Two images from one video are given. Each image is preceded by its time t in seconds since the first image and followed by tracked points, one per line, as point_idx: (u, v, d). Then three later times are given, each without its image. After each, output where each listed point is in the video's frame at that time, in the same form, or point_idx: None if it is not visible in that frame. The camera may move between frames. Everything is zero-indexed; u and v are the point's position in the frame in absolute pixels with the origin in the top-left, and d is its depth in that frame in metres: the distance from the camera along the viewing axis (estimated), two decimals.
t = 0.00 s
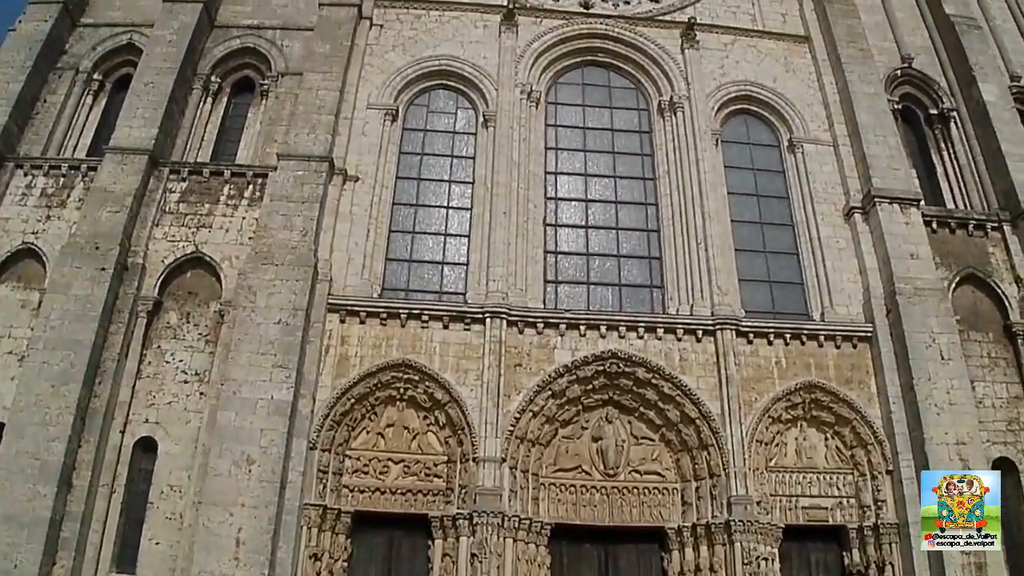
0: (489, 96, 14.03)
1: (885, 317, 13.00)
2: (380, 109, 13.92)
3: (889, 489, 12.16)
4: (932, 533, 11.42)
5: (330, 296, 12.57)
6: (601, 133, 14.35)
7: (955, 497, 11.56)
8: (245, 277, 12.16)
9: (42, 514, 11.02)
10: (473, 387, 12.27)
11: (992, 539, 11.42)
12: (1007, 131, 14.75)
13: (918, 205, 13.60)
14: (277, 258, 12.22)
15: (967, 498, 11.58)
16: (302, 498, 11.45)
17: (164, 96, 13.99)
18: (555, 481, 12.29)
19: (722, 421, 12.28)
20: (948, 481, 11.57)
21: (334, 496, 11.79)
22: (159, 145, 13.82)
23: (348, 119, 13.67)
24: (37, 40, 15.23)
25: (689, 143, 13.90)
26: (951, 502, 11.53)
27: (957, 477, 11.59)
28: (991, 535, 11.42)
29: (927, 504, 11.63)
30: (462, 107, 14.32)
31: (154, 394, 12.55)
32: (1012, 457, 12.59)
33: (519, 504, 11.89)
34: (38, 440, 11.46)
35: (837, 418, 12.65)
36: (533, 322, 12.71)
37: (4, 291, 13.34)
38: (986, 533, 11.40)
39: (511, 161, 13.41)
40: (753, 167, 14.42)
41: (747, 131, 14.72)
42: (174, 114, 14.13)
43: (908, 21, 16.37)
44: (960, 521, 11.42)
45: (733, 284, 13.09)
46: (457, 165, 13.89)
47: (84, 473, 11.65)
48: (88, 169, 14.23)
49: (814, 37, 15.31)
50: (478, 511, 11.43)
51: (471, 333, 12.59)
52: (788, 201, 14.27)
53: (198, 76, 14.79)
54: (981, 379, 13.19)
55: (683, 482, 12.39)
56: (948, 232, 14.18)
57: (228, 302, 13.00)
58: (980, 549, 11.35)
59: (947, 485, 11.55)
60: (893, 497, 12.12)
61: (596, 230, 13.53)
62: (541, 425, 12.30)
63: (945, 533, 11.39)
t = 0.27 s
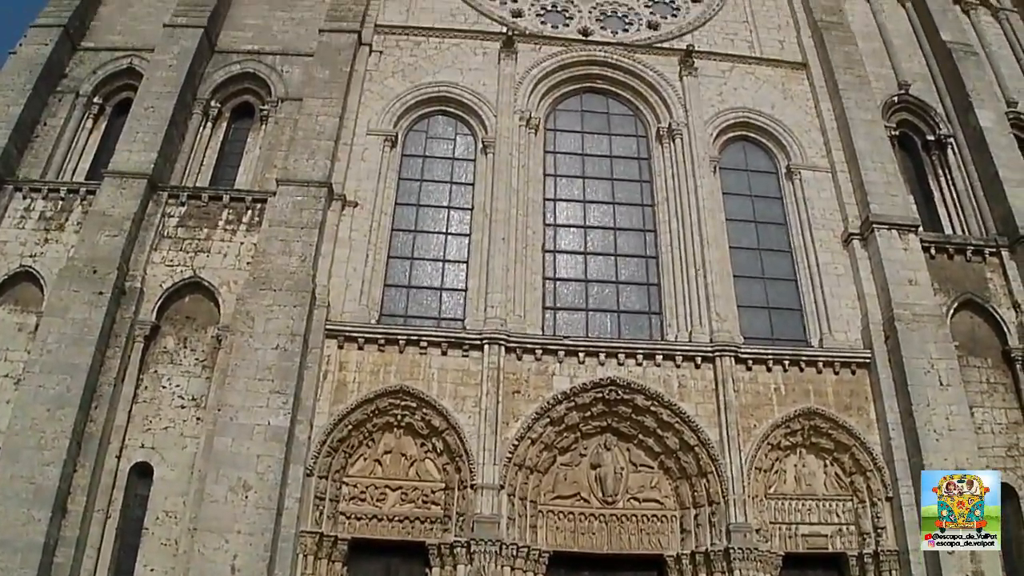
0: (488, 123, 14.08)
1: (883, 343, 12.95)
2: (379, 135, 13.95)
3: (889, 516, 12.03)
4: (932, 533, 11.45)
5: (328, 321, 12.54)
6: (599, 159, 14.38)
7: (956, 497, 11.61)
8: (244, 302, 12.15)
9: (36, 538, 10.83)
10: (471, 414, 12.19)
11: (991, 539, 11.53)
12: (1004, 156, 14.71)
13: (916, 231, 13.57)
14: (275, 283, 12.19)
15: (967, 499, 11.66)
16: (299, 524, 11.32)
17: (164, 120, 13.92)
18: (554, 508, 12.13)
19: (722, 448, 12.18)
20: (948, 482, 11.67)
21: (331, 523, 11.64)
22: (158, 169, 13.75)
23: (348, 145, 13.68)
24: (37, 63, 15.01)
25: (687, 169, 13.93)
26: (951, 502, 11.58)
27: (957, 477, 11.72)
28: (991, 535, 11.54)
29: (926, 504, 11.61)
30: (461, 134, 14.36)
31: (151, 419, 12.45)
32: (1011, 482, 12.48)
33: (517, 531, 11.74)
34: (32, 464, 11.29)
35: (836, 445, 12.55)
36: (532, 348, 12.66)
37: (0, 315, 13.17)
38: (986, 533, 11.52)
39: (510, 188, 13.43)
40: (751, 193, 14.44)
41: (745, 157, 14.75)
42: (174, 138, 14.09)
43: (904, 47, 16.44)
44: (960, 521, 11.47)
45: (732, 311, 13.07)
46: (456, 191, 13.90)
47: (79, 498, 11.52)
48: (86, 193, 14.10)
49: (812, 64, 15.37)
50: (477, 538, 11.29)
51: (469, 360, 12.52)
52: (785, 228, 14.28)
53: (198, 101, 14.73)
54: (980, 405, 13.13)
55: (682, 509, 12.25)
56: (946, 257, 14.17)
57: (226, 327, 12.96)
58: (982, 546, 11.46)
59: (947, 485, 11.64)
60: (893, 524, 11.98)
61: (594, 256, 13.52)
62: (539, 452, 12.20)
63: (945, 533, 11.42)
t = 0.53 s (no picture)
0: (486, 148, 14.10)
1: (882, 368, 12.82)
2: (377, 160, 13.95)
3: (889, 542, 11.78)
4: (932, 533, 11.35)
5: (325, 346, 12.46)
6: (597, 185, 14.39)
7: (955, 497, 11.59)
8: (241, 326, 12.03)
9: (31, 562, 10.71)
10: (468, 440, 12.03)
11: (991, 539, 11.49)
12: (1002, 180, 14.68)
13: (915, 255, 13.49)
14: (272, 307, 12.13)
15: (966, 499, 11.63)
16: (294, 550, 11.12)
17: (163, 144, 13.93)
18: (551, 534, 11.87)
19: (720, 474, 11.98)
20: (948, 481, 11.63)
21: (327, 548, 11.43)
22: (156, 193, 13.71)
23: (346, 170, 13.67)
24: (38, 86, 14.94)
25: (685, 195, 13.93)
26: (950, 502, 11.53)
27: (957, 477, 11.70)
28: (990, 535, 11.50)
29: (927, 504, 11.51)
30: (459, 159, 14.38)
31: (147, 443, 12.35)
32: (1011, 507, 12.33)
33: (513, 558, 11.50)
34: (29, 487, 11.18)
35: (834, 470, 12.34)
36: (529, 374, 12.57)
37: None
38: (985, 533, 11.49)
39: (508, 213, 13.43)
40: (748, 219, 14.43)
41: (742, 183, 14.76)
42: (173, 162, 14.08)
43: (901, 72, 16.48)
44: (959, 521, 11.42)
45: (730, 337, 13.02)
46: (454, 217, 13.90)
47: (75, 521, 11.38)
48: (84, 216, 13.99)
49: (809, 89, 15.39)
50: (473, 565, 11.06)
51: (466, 386, 12.42)
52: (783, 253, 14.26)
53: (197, 125, 14.75)
54: (979, 430, 12.97)
55: (680, 535, 11.98)
56: (944, 282, 14.04)
57: (223, 351, 12.91)
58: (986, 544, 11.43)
59: (947, 484, 11.60)
60: (893, 550, 11.73)
61: (591, 281, 13.49)
62: (536, 478, 12.01)
63: (945, 533, 11.35)
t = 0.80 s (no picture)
0: (486, 168, 14.12)
1: (882, 387, 12.77)
2: (378, 178, 13.97)
3: (889, 561, 11.70)
4: (932, 533, 11.36)
5: (324, 365, 12.40)
6: (597, 204, 14.41)
7: (956, 497, 11.62)
8: (240, 345, 11.97)
9: None
10: (468, 459, 11.96)
11: (990, 539, 11.55)
12: (1001, 198, 14.70)
13: (915, 274, 13.46)
14: (271, 325, 12.07)
15: (967, 499, 11.65)
16: (292, 570, 11.00)
17: (164, 161, 13.91)
18: (551, 554, 11.74)
19: (721, 493, 11.90)
20: (948, 482, 11.65)
21: (325, 568, 11.30)
22: (156, 211, 13.69)
23: (346, 188, 13.68)
24: (39, 103, 14.91)
25: (685, 215, 13.94)
26: (951, 502, 11.55)
27: (957, 477, 11.72)
28: (990, 535, 11.56)
29: (927, 504, 11.52)
30: (459, 178, 14.41)
31: (145, 460, 12.29)
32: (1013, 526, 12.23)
33: None
34: (27, 504, 11.09)
35: (835, 490, 12.27)
36: (529, 393, 12.53)
37: None
38: (985, 533, 11.54)
39: (508, 232, 13.44)
40: (748, 238, 14.44)
41: (742, 202, 14.78)
42: (173, 179, 14.07)
43: (901, 91, 16.54)
44: (960, 521, 11.45)
45: (731, 356, 13.00)
46: (454, 236, 13.91)
47: (72, 539, 11.31)
48: (85, 233, 13.95)
49: (809, 109, 15.44)
50: None
51: (465, 405, 12.36)
52: (783, 272, 14.26)
53: (198, 142, 14.75)
54: (980, 449, 12.90)
55: (680, 555, 11.86)
56: (944, 301, 14.00)
57: (222, 369, 12.87)
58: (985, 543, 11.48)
59: (947, 484, 11.62)
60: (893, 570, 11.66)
61: (591, 300, 13.50)
62: (535, 497, 11.92)
63: (945, 533, 11.37)
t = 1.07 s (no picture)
0: (484, 186, 14.14)
1: (882, 406, 12.69)
2: (376, 197, 13.97)
3: None
4: (933, 533, 11.22)
5: (322, 383, 12.34)
6: (595, 222, 14.41)
7: (955, 497, 11.53)
8: (238, 363, 11.90)
9: None
10: (466, 477, 11.87)
11: (990, 539, 11.49)
12: (999, 216, 14.70)
13: (913, 292, 13.38)
14: (269, 344, 11.99)
15: (966, 499, 11.56)
16: None
17: (162, 179, 13.90)
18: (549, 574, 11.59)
19: (720, 512, 11.76)
20: (948, 481, 11.57)
21: None
22: (154, 228, 13.67)
23: (344, 207, 13.67)
24: (38, 119, 14.90)
25: (683, 233, 13.95)
26: (951, 503, 11.45)
27: (957, 477, 11.65)
28: (990, 535, 11.49)
29: (927, 504, 11.41)
30: (457, 197, 14.42)
31: (143, 478, 12.23)
32: (1013, 543, 12.09)
33: None
34: (23, 521, 10.99)
35: (834, 508, 12.14)
36: (527, 412, 12.46)
37: None
38: (985, 532, 11.48)
39: (506, 250, 13.44)
40: (746, 257, 14.45)
41: (740, 221, 14.79)
42: (172, 197, 14.07)
43: (898, 109, 16.58)
44: (960, 522, 11.36)
45: (729, 375, 12.95)
46: (452, 254, 13.92)
47: (68, 557, 11.21)
48: (83, 250, 13.94)
49: (806, 127, 15.47)
50: None
51: (463, 424, 12.29)
52: (781, 290, 14.26)
53: (197, 160, 14.76)
54: (980, 467, 12.79)
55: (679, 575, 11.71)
56: (943, 318, 13.94)
57: (219, 388, 12.83)
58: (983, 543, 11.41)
59: (946, 484, 11.53)
60: None
61: (590, 319, 13.48)
62: (533, 516, 11.79)
63: (945, 533, 11.22)
